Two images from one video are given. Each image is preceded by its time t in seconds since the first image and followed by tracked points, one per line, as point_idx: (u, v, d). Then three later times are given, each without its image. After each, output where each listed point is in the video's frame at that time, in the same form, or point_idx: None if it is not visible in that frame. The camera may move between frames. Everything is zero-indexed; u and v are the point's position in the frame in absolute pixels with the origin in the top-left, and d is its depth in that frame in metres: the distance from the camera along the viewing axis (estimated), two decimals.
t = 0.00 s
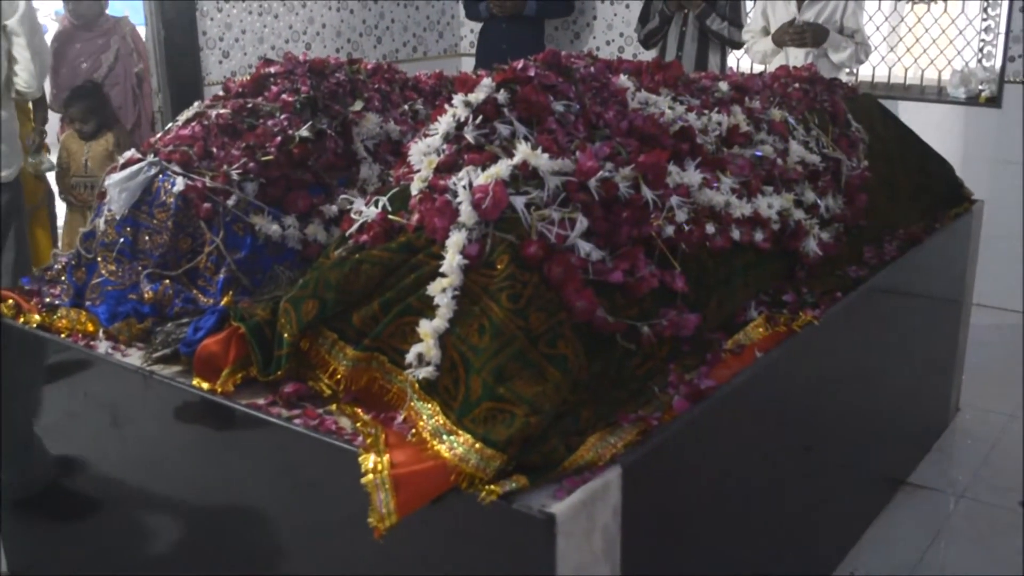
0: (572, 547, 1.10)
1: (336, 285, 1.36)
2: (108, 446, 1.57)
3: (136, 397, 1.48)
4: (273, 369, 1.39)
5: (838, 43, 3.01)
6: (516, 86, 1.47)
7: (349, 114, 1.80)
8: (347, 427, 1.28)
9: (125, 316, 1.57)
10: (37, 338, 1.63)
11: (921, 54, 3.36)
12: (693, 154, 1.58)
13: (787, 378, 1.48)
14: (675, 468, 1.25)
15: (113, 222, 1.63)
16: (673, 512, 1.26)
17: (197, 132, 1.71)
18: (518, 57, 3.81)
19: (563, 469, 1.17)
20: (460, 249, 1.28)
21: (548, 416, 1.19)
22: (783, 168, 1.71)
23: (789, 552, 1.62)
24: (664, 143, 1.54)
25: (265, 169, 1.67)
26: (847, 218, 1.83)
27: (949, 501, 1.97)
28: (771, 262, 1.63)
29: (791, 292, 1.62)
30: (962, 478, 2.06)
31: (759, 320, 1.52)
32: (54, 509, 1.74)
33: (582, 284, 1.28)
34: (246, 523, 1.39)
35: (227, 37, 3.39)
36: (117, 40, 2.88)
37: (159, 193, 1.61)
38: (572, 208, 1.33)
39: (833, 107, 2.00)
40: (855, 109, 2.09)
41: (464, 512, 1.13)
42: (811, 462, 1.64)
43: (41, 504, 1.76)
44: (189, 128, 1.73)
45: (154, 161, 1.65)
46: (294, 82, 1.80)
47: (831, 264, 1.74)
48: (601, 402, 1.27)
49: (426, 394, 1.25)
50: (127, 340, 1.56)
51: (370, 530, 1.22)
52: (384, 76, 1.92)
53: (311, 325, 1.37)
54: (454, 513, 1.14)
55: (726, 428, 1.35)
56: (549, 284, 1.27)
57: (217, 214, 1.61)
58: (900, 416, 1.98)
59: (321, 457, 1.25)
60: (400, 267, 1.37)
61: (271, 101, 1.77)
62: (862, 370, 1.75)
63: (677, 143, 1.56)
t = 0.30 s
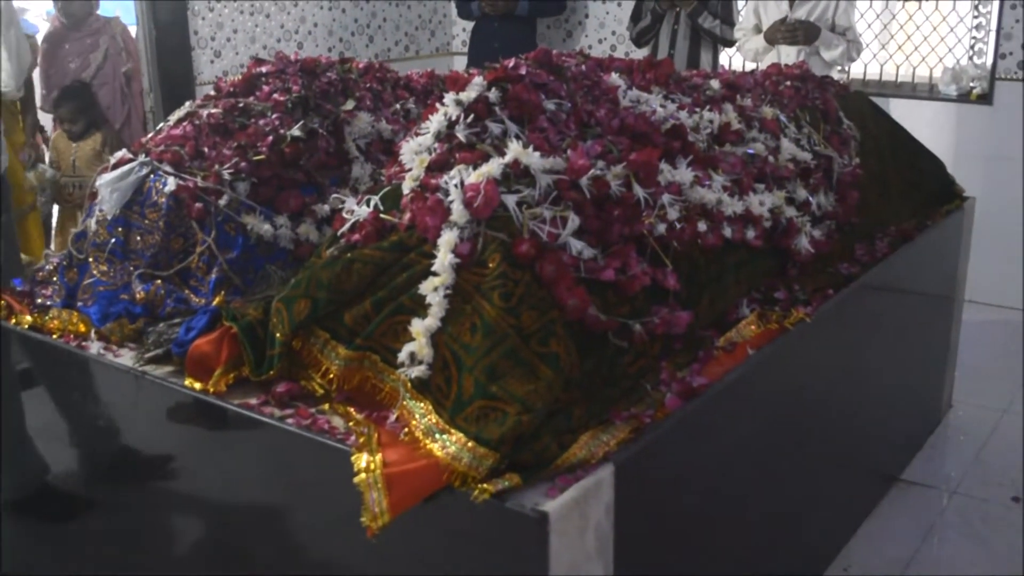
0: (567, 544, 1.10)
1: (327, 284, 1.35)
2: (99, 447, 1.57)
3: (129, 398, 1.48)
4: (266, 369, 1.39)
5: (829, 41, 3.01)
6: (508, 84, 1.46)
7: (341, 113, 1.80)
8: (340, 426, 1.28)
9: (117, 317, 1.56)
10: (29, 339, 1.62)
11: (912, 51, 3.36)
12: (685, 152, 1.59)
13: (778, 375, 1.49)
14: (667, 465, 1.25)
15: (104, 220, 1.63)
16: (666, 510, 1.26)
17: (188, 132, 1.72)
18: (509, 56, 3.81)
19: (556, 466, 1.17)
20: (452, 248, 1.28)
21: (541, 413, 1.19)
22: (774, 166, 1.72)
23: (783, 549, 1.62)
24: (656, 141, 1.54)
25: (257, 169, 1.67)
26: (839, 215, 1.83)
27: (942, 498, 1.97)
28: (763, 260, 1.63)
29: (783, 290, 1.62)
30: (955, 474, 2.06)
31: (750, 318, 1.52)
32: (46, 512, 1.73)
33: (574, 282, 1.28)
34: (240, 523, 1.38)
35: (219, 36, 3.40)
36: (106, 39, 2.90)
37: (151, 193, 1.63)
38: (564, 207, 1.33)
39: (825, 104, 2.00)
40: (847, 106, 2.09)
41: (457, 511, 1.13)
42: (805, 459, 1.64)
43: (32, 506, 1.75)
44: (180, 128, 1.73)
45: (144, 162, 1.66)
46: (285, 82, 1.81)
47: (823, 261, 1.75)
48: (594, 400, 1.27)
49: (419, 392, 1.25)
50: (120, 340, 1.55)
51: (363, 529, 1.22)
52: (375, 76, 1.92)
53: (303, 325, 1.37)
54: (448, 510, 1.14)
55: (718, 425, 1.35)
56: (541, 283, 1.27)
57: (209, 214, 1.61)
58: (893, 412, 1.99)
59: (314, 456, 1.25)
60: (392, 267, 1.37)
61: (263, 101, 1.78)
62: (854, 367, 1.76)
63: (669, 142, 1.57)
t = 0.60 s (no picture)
0: (554, 544, 1.10)
1: (315, 285, 1.35)
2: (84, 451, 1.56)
3: (115, 401, 1.47)
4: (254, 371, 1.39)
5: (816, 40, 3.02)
6: (494, 85, 1.46)
7: (328, 114, 1.80)
8: (327, 428, 1.28)
9: (104, 320, 1.56)
10: (15, 342, 1.61)
11: (899, 51, 3.39)
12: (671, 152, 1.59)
13: (765, 375, 1.49)
14: (654, 465, 1.25)
15: (90, 222, 1.63)
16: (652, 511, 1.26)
17: (174, 133, 1.72)
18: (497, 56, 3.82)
19: (543, 467, 1.18)
20: (439, 249, 1.28)
21: (528, 413, 1.19)
22: (761, 165, 1.72)
23: (771, 549, 1.62)
24: (643, 142, 1.55)
25: (244, 170, 1.66)
26: (825, 215, 1.84)
27: (929, 496, 1.98)
28: (750, 260, 1.64)
29: (770, 289, 1.63)
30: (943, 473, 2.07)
31: (738, 318, 1.53)
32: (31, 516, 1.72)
33: (561, 282, 1.28)
34: (227, 525, 1.38)
35: (206, 37, 3.40)
36: (94, 39, 2.90)
37: (137, 195, 1.62)
38: (551, 207, 1.33)
39: (812, 104, 2.01)
40: (834, 106, 2.10)
41: (445, 512, 1.13)
42: (792, 458, 1.64)
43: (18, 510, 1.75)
44: (167, 130, 1.73)
45: (131, 163, 1.66)
46: (272, 83, 1.81)
47: (810, 261, 1.76)
48: (581, 401, 1.27)
49: (406, 394, 1.25)
50: (108, 341, 1.55)
51: (350, 531, 1.22)
52: (362, 77, 1.92)
53: (291, 326, 1.37)
54: (435, 512, 1.14)
55: (705, 426, 1.35)
56: (529, 284, 1.27)
57: (196, 215, 1.61)
58: (880, 410, 1.99)
59: (301, 457, 1.25)
60: (380, 268, 1.37)
61: (250, 102, 1.77)
62: (842, 366, 1.76)
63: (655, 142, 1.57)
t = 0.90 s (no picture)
0: (547, 545, 1.10)
1: (306, 288, 1.35)
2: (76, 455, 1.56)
3: (107, 404, 1.47)
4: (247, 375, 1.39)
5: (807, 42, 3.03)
6: (485, 88, 1.46)
7: (320, 117, 1.80)
8: (319, 431, 1.28)
9: (96, 324, 1.55)
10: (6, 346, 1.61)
11: (889, 53, 3.40)
12: (662, 154, 1.60)
13: (758, 375, 1.49)
14: (647, 466, 1.25)
15: (80, 225, 1.63)
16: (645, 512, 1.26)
17: (166, 136, 1.72)
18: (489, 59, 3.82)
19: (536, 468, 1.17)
20: (430, 251, 1.28)
21: (520, 415, 1.19)
22: (752, 167, 1.73)
23: (764, 549, 1.63)
24: (633, 144, 1.55)
25: (236, 173, 1.66)
26: (816, 216, 1.84)
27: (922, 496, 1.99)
28: (741, 261, 1.64)
29: (762, 291, 1.63)
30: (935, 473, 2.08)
31: (731, 319, 1.53)
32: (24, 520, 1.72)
33: (553, 284, 1.28)
34: (220, 529, 1.37)
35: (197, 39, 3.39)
36: (91, 41, 2.94)
37: (128, 199, 1.62)
38: (542, 209, 1.33)
39: (802, 105, 2.02)
40: (824, 107, 2.11)
41: (437, 514, 1.13)
42: (786, 459, 1.65)
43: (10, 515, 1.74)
44: (158, 133, 1.73)
45: (122, 167, 1.66)
46: (263, 87, 1.81)
47: (802, 261, 1.76)
48: (573, 403, 1.28)
49: (398, 397, 1.25)
50: (100, 345, 1.54)
51: (343, 534, 1.22)
52: (353, 80, 1.92)
53: (283, 329, 1.37)
54: (427, 514, 1.14)
55: (697, 426, 1.35)
56: (520, 286, 1.27)
57: (188, 218, 1.61)
58: (872, 410, 2.00)
59: (293, 460, 1.24)
60: (372, 270, 1.37)
61: (241, 105, 1.78)
62: (834, 367, 1.77)
63: (646, 144, 1.58)
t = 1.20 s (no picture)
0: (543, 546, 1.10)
1: (301, 290, 1.36)
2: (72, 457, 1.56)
3: (102, 407, 1.47)
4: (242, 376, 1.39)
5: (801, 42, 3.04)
6: (479, 89, 1.46)
7: (314, 118, 1.80)
8: (315, 432, 1.27)
9: (91, 326, 1.56)
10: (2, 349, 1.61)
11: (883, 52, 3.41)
12: (656, 154, 1.60)
13: (753, 374, 1.49)
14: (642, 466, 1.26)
15: (75, 228, 1.62)
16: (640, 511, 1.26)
17: (160, 138, 1.72)
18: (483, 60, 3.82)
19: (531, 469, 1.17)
20: (424, 253, 1.28)
21: (516, 416, 1.19)
22: (746, 167, 1.73)
23: (760, 547, 1.63)
24: (627, 144, 1.55)
25: (230, 175, 1.66)
26: (810, 215, 1.84)
27: (917, 495, 1.99)
28: (736, 261, 1.65)
29: (756, 291, 1.63)
30: (930, 472, 2.08)
31: (726, 319, 1.53)
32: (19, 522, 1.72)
33: (547, 285, 1.28)
34: (216, 530, 1.37)
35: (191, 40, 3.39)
36: (91, 46, 2.97)
37: (122, 201, 1.62)
38: (536, 210, 1.33)
39: (796, 105, 2.02)
40: (818, 107, 2.11)
41: (432, 515, 1.13)
42: (782, 457, 1.65)
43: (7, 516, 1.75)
44: (152, 135, 1.73)
45: (115, 170, 1.65)
46: (257, 88, 1.81)
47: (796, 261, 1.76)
48: (568, 403, 1.28)
49: (394, 398, 1.25)
50: (96, 347, 1.54)
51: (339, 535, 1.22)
52: (348, 81, 1.92)
53: (278, 331, 1.37)
54: (423, 515, 1.14)
55: (692, 426, 1.35)
56: (515, 286, 1.27)
57: (181, 221, 1.61)
58: (867, 409, 2.00)
59: (288, 462, 1.24)
60: (366, 272, 1.37)
61: (235, 107, 1.78)
62: (829, 366, 1.77)
63: (640, 145, 1.58)
